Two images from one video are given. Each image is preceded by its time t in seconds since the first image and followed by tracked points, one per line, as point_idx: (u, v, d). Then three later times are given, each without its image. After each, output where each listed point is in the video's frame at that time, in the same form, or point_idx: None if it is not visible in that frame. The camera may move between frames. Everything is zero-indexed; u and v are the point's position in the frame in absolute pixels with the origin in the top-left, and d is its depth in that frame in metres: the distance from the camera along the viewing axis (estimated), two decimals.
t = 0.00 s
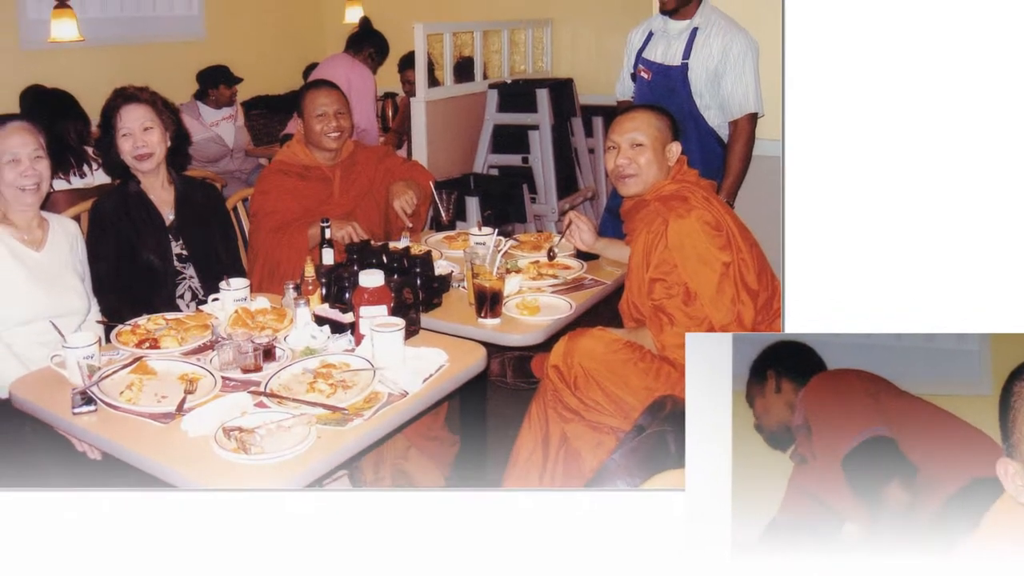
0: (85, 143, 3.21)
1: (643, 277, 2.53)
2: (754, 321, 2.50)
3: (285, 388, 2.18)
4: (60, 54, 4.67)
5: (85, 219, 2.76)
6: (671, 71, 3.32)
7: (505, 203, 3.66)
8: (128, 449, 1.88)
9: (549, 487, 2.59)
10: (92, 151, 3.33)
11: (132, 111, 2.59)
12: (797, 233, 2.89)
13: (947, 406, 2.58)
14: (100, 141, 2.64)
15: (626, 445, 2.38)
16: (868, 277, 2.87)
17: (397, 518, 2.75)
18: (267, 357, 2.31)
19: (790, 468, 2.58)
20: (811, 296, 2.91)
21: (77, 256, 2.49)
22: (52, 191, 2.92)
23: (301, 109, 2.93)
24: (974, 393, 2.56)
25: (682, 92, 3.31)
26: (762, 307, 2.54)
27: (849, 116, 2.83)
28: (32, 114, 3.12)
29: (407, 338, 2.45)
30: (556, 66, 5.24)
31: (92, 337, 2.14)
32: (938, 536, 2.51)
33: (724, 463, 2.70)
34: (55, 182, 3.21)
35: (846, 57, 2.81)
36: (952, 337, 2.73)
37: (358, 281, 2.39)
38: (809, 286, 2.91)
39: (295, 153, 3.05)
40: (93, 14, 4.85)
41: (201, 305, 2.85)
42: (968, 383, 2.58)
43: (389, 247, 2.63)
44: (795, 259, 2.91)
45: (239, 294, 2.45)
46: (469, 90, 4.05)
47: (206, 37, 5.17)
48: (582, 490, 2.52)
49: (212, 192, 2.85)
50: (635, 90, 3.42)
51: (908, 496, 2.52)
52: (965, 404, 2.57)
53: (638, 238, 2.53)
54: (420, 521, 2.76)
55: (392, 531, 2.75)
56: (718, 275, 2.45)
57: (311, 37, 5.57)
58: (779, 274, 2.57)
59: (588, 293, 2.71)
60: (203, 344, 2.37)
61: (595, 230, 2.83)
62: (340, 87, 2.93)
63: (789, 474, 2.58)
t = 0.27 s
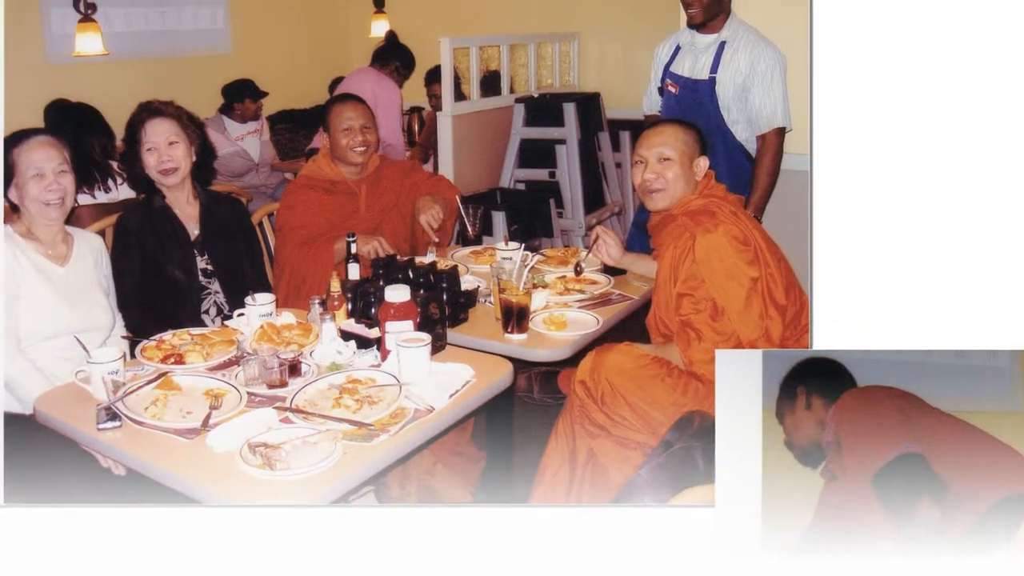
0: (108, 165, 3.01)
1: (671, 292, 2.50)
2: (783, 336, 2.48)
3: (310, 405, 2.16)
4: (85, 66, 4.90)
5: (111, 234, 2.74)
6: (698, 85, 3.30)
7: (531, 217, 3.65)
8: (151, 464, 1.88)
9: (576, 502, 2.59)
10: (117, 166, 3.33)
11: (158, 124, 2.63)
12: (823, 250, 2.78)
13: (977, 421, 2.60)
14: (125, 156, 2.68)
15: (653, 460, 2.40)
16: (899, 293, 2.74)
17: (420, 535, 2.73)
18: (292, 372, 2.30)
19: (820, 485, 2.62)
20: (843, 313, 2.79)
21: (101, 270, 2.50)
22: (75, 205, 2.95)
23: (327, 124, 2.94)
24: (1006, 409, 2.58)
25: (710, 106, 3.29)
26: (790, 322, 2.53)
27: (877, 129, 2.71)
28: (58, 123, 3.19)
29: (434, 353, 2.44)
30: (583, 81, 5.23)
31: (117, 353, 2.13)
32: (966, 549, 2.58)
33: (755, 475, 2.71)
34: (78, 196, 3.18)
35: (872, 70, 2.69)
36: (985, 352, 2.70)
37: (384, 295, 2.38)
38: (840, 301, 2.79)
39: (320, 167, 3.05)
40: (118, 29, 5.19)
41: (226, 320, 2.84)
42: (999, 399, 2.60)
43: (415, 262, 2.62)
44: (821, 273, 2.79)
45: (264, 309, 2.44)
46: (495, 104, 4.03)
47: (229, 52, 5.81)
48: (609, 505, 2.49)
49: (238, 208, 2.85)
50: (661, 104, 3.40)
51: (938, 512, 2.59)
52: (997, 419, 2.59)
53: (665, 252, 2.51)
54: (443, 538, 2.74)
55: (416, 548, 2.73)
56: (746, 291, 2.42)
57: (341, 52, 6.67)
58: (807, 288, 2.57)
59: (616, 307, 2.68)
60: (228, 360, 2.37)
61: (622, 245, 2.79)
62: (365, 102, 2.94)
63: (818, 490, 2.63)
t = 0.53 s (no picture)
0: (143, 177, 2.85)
1: (698, 306, 2.48)
2: (811, 351, 2.50)
3: (336, 420, 2.15)
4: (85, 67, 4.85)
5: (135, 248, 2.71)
6: (726, 99, 3.27)
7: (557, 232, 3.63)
8: (172, 479, 1.87)
9: (602, 517, 2.55)
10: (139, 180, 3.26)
11: (182, 139, 2.67)
12: (853, 268, 2.72)
13: (1006, 437, 2.65)
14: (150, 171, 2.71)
15: (680, 475, 2.25)
16: (939, 325, 2.70)
17: (443, 551, 2.72)
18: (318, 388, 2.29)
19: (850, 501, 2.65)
20: (876, 331, 2.72)
21: (126, 285, 2.50)
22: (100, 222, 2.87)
23: (353, 139, 2.94)
24: None
25: (738, 120, 3.25)
26: (818, 338, 2.53)
27: (910, 142, 2.66)
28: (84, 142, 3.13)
29: (461, 368, 2.42)
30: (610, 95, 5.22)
31: (142, 368, 2.12)
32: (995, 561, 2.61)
33: (785, 490, 2.71)
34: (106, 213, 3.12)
35: (905, 86, 2.64)
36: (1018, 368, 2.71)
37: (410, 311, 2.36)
38: (875, 322, 2.72)
39: (346, 182, 3.05)
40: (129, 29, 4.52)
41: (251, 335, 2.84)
42: None
43: (441, 276, 2.61)
44: (852, 291, 2.72)
45: (289, 324, 2.44)
46: (522, 120, 4.03)
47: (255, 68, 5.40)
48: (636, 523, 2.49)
49: (263, 224, 2.87)
50: (690, 119, 3.37)
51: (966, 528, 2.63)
52: None
53: (693, 266, 2.48)
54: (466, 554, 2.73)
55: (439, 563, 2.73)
56: (774, 306, 2.42)
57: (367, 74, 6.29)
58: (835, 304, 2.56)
59: (643, 323, 2.66)
60: (253, 374, 2.36)
61: (649, 260, 2.77)
62: (391, 116, 2.94)
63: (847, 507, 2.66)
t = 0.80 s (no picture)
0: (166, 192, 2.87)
1: (726, 321, 2.45)
2: (839, 366, 2.42)
3: (362, 436, 2.13)
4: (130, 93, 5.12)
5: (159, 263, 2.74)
6: (754, 113, 3.24)
7: (583, 246, 3.61)
8: (197, 494, 1.87)
9: (628, 534, 2.51)
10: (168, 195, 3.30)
11: (208, 153, 2.67)
12: (880, 281, 2.69)
13: None
14: (176, 185, 2.72)
15: (705, 494, 2.15)
16: (958, 329, 2.65)
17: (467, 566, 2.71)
18: (343, 404, 2.28)
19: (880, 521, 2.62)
20: (900, 344, 2.68)
21: (151, 299, 2.53)
22: (124, 235, 2.90)
23: (379, 153, 2.94)
24: None
25: (765, 135, 3.22)
26: (846, 353, 2.47)
27: (941, 157, 2.62)
28: (108, 156, 3.09)
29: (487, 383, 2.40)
30: (637, 109, 5.22)
31: (167, 384, 2.10)
32: None
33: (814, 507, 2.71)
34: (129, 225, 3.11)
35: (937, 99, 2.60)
36: None
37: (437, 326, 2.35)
38: (901, 336, 2.68)
39: (372, 197, 3.05)
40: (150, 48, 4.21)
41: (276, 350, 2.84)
42: None
43: (467, 291, 2.61)
44: (880, 305, 2.69)
45: (315, 339, 2.44)
46: (548, 134, 4.02)
47: (284, 82, 6.03)
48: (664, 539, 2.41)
49: (288, 237, 2.91)
50: (717, 133, 3.35)
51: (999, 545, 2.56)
52: None
53: (720, 281, 2.47)
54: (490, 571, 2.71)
55: None
56: (802, 320, 2.37)
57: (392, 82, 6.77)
58: (863, 318, 2.49)
59: (670, 338, 2.63)
60: (278, 390, 2.36)
61: (676, 275, 2.76)
62: (417, 130, 2.94)
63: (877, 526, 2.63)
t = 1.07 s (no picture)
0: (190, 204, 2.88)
1: (753, 337, 2.41)
2: (868, 382, 2.40)
3: (387, 451, 2.12)
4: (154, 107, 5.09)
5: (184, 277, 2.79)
6: (781, 127, 3.21)
7: (610, 261, 3.59)
8: (219, 510, 1.87)
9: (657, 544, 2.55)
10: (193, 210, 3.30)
11: (233, 167, 2.72)
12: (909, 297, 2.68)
13: None
14: (200, 200, 2.74)
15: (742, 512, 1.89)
16: (980, 338, 2.64)
17: None
18: (369, 419, 2.27)
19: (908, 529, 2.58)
20: (930, 358, 2.66)
21: (175, 313, 2.53)
22: (150, 251, 3.02)
23: (405, 167, 2.95)
24: None
25: (794, 149, 3.19)
26: (875, 368, 2.44)
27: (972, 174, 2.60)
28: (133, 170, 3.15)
29: (513, 399, 2.38)
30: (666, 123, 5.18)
31: (192, 399, 2.11)
32: None
33: (844, 528, 2.63)
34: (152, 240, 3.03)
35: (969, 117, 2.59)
36: None
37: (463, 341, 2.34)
38: (933, 352, 2.66)
39: (398, 212, 3.05)
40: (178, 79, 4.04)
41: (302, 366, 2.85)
42: None
43: (493, 306, 2.59)
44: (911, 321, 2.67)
45: (341, 354, 2.44)
46: (575, 149, 4.03)
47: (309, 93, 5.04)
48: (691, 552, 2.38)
49: (313, 251, 2.90)
50: (744, 147, 3.32)
51: None
52: None
53: (747, 295, 2.42)
54: None
55: None
56: (830, 334, 2.34)
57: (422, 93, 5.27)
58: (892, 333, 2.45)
59: (698, 353, 2.60)
60: (304, 406, 2.35)
61: (705, 289, 2.72)
62: (443, 144, 2.94)
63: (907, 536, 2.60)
